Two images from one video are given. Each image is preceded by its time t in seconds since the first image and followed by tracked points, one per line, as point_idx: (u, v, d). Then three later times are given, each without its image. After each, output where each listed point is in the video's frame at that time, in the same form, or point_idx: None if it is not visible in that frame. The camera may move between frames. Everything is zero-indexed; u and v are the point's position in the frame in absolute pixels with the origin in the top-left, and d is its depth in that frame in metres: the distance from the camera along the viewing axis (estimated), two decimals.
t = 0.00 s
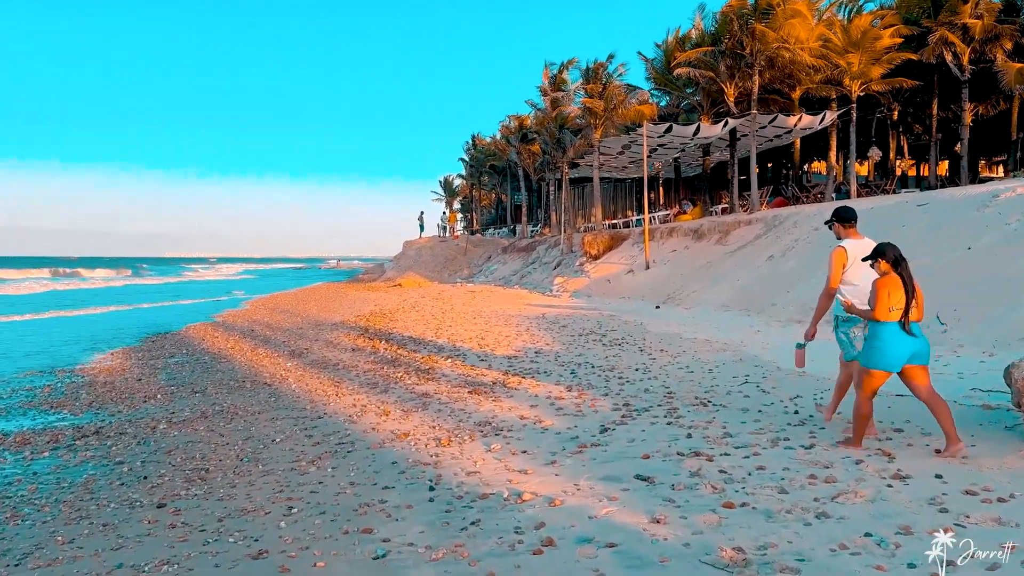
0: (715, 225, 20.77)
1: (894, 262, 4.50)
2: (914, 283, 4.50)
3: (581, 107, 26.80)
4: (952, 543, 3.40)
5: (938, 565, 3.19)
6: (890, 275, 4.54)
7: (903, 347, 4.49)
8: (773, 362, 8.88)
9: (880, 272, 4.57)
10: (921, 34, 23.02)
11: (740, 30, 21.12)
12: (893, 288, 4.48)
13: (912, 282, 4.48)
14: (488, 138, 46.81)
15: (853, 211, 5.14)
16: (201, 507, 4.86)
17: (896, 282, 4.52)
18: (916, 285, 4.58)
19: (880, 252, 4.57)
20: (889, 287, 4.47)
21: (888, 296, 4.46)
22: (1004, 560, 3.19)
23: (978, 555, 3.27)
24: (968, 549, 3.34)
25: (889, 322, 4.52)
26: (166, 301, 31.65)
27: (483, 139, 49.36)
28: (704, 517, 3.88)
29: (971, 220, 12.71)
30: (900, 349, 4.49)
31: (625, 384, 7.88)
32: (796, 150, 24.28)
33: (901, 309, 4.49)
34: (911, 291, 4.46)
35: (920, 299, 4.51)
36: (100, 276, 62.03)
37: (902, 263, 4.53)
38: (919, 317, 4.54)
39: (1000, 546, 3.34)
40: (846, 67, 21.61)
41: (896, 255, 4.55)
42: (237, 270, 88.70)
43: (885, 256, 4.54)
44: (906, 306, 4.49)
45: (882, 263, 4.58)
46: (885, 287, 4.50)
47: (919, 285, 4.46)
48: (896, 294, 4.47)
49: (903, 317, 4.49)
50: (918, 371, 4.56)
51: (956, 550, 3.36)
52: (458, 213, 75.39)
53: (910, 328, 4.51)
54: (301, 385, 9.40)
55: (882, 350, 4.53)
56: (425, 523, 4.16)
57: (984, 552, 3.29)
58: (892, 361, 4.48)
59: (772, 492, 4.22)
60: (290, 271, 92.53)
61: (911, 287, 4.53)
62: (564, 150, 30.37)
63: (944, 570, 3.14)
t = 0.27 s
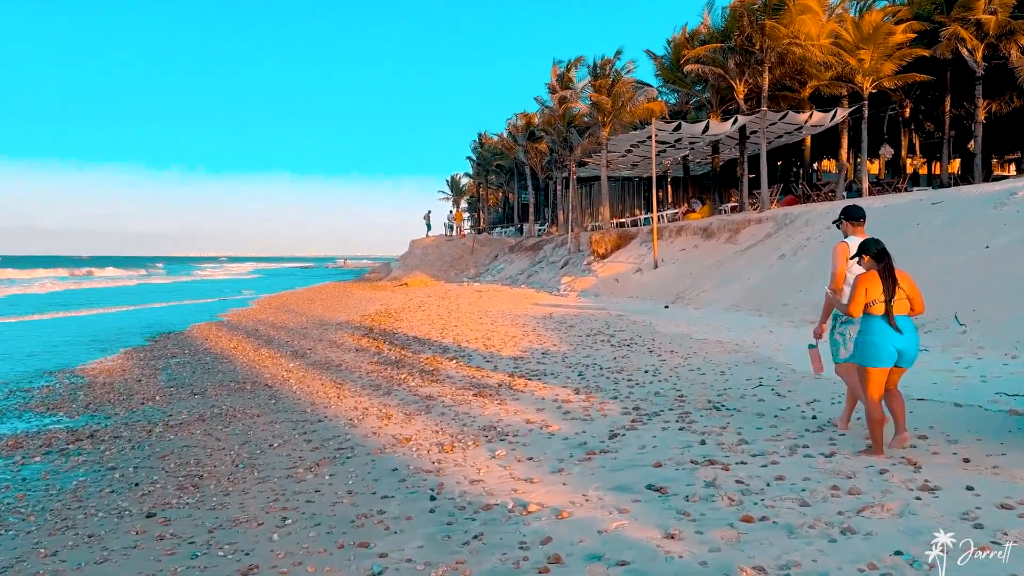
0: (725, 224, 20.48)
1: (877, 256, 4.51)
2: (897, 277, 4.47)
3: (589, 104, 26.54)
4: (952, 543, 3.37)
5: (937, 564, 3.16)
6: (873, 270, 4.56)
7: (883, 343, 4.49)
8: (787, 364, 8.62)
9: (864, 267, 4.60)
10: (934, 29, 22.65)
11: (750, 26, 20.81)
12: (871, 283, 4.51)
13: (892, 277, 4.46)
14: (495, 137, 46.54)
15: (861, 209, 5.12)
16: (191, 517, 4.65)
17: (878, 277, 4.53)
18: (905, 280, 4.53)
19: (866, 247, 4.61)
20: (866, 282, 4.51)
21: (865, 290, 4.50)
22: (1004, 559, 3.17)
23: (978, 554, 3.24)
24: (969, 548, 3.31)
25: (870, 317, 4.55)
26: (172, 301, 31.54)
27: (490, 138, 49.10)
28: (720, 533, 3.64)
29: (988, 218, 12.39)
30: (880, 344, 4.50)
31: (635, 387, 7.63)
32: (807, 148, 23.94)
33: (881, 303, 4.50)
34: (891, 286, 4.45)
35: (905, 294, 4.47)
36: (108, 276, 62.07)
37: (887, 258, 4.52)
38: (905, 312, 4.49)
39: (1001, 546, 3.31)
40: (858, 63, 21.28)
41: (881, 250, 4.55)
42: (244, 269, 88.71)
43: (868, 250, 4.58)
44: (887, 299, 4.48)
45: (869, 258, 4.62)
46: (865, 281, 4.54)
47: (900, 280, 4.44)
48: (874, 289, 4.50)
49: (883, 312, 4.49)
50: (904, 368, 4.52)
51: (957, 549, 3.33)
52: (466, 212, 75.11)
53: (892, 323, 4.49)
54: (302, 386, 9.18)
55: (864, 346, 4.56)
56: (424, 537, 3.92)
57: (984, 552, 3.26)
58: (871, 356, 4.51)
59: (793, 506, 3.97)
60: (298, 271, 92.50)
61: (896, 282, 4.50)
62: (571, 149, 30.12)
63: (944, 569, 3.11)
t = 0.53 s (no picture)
0: (733, 224, 20.21)
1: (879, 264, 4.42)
2: (898, 287, 4.39)
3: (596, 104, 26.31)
4: (952, 543, 3.44)
5: (938, 564, 3.22)
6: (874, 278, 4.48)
7: (882, 352, 4.43)
8: (800, 369, 8.37)
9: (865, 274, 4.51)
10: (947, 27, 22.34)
11: (760, 24, 20.54)
12: (871, 291, 4.43)
13: (893, 286, 4.38)
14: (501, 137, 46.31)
15: (869, 213, 5.02)
16: (181, 532, 4.44)
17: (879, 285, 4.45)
18: (906, 289, 4.45)
19: (869, 254, 4.52)
20: (866, 289, 4.43)
21: (864, 298, 4.42)
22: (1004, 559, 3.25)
23: (977, 554, 3.31)
24: (968, 549, 3.38)
25: (868, 326, 4.48)
26: (176, 301, 31.38)
27: (496, 137, 48.85)
28: (739, 556, 3.42)
29: (1006, 219, 12.10)
30: (879, 353, 4.44)
31: (643, 393, 7.40)
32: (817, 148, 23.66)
33: (880, 312, 4.42)
34: (891, 295, 4.37)
35: (906, 304, 4.39)
36: (113, 276, 62.01)
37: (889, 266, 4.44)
38: (904, 322, 4.42)
39: (1000, 547, 3.38)
40: (869, 62, 20.98)
41: (883, 258, 4.47)
42: (250, 269, 88.66)
43: (872, 258, 4.49)
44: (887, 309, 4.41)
45: (872, 265, 4.53)
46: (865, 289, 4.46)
47: (901, 290, 4.36)
48: (873, 297, 4.42)
49: (882, 321, 4.41)
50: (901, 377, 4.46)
51: (957, 550, 3.40)
52: (471, 213, 74.85)
53: (891, 333, 4.42)
54: (303, 391, 8.97)
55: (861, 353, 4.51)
56: (424, 558, 3.71)
57: (983, 552, 3.33)
58: (868, 365, 4.45)
59: (815, 526, 3.75)
60: (304, 271, 92.42)
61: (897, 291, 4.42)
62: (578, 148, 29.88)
63: (944, 569, 3.17)
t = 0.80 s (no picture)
0: (742, 221, 19.92)
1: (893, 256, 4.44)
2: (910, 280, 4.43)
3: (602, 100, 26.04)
4: (952, 542, 3.37)
5: (937, 564, 3.16)
6: (884, 270, 4.48)
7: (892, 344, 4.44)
8: (816, 369, 8.11)
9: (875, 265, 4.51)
10: (959, 22, 21.99)
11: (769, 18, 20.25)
12: (884, 283, 4.43)
13: (907, 279, 4.40)
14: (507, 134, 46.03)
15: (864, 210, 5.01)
16: (169, 541, 4.22)
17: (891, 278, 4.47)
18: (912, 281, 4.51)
19: (878, 246, 4.52)
20: (881, 281, 4.41)
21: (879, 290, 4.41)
22: (1004, 559, 3.19)
23: (978, 554, 3.25)
24: (968, 548, 3.32)
25: (879, 317, 4.47)
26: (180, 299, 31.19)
27: (501, 135, 48.57)
28: (762, 571, 3.18)
29: None
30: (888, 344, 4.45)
31: (655, 394, 7.14)
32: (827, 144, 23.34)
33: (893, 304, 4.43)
34: (904, 287, 4.40)
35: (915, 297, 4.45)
36: (120, 275, 61.87)
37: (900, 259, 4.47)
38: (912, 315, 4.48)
39: (1000, 546, 3.31)
40: (880, 57, 20.66)
41: (893, 252, 4.49)
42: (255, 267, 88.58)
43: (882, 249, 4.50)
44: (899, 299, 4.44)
45: (880, 257, 4.53)
46: (877, 280, 4.46)
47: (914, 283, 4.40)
48: (887, 289, 4.42)
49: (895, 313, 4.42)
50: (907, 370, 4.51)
51: (957, 549, 3.34)
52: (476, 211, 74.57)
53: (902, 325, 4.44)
54: (303, 391, 8.74)
55: (871, 344, 4.49)
56: (424, 571, 3.47)
57: (984, 552, 3.27)
58: (879, 356, 4.44)
59: (842, 537, 3.50)
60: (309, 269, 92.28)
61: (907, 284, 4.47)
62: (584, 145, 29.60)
63: (943, 569, 3.11)
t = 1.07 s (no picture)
0: (748, 220, 19.67)
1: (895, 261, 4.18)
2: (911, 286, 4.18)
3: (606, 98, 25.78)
4: (952, 543, 3.39)
5: (938, 565, 3.17)
6: (885, 275, 4.22)
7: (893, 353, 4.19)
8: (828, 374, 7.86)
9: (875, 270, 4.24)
10: (969, 19, 21.69)
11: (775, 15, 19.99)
12: (885, 289, 4.16)
13: (907, 285, 4.15)
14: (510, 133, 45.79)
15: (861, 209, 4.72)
16: (152, 560, 3.99)
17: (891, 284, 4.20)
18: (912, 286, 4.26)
19: (878, 249, 4.25)
20: (881, 287, 4.15)
21: (880, 296, 4.14)
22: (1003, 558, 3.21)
23: (977, 555, 3.26)
24: (967, 548, 3.34)
25: (878, 325, 4.21)
26: (181, 300, 30.98)
27: (504, 134, 48.29)
28: None
29: None
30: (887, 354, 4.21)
31: (663, 400, 6.89)
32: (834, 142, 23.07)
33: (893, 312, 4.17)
34: (906, 294, 4.14)
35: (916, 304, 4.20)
36: (123, 275, 61.69)
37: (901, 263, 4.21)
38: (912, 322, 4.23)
39: (999, 546, 3.33)
40: (888, 55, 20.37)
41: (893, 255, 4.23)
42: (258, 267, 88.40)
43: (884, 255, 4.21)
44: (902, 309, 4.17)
45: (880, 261, 4.26)
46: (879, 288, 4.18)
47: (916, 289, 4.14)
48: (888, 296, 4.15)
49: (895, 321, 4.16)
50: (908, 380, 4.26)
51: (957, 549, 3.36)
52: (480, 210, 74.33)
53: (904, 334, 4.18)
54: (301, 395, 8.52)
55: (869, 354, 4.23)
56: None
57: (984, 552, 3.29)
58: (878, 366, 4.19)
59: (868, 560, 3.26)
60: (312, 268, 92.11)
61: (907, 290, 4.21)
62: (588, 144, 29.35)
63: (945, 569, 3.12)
